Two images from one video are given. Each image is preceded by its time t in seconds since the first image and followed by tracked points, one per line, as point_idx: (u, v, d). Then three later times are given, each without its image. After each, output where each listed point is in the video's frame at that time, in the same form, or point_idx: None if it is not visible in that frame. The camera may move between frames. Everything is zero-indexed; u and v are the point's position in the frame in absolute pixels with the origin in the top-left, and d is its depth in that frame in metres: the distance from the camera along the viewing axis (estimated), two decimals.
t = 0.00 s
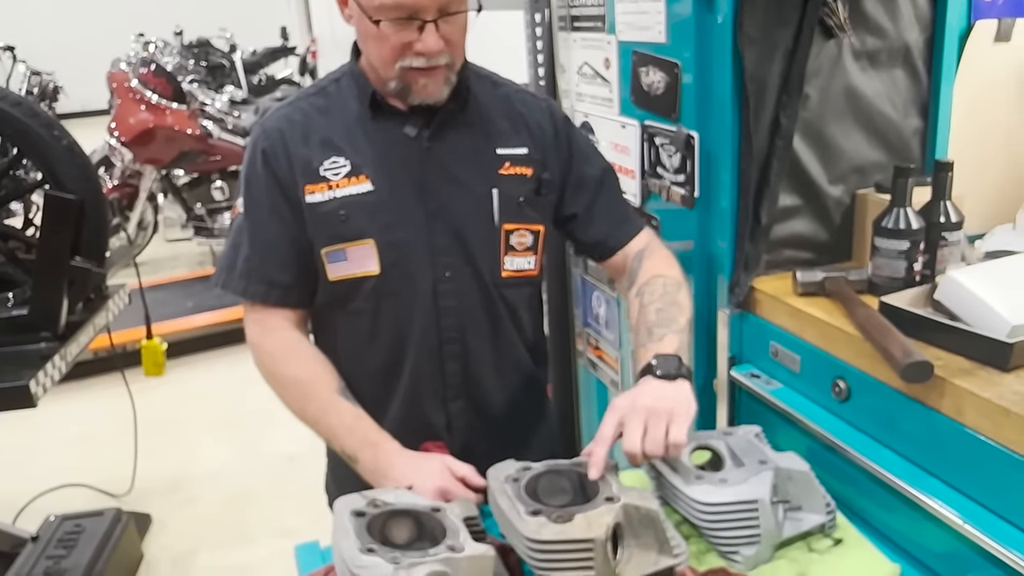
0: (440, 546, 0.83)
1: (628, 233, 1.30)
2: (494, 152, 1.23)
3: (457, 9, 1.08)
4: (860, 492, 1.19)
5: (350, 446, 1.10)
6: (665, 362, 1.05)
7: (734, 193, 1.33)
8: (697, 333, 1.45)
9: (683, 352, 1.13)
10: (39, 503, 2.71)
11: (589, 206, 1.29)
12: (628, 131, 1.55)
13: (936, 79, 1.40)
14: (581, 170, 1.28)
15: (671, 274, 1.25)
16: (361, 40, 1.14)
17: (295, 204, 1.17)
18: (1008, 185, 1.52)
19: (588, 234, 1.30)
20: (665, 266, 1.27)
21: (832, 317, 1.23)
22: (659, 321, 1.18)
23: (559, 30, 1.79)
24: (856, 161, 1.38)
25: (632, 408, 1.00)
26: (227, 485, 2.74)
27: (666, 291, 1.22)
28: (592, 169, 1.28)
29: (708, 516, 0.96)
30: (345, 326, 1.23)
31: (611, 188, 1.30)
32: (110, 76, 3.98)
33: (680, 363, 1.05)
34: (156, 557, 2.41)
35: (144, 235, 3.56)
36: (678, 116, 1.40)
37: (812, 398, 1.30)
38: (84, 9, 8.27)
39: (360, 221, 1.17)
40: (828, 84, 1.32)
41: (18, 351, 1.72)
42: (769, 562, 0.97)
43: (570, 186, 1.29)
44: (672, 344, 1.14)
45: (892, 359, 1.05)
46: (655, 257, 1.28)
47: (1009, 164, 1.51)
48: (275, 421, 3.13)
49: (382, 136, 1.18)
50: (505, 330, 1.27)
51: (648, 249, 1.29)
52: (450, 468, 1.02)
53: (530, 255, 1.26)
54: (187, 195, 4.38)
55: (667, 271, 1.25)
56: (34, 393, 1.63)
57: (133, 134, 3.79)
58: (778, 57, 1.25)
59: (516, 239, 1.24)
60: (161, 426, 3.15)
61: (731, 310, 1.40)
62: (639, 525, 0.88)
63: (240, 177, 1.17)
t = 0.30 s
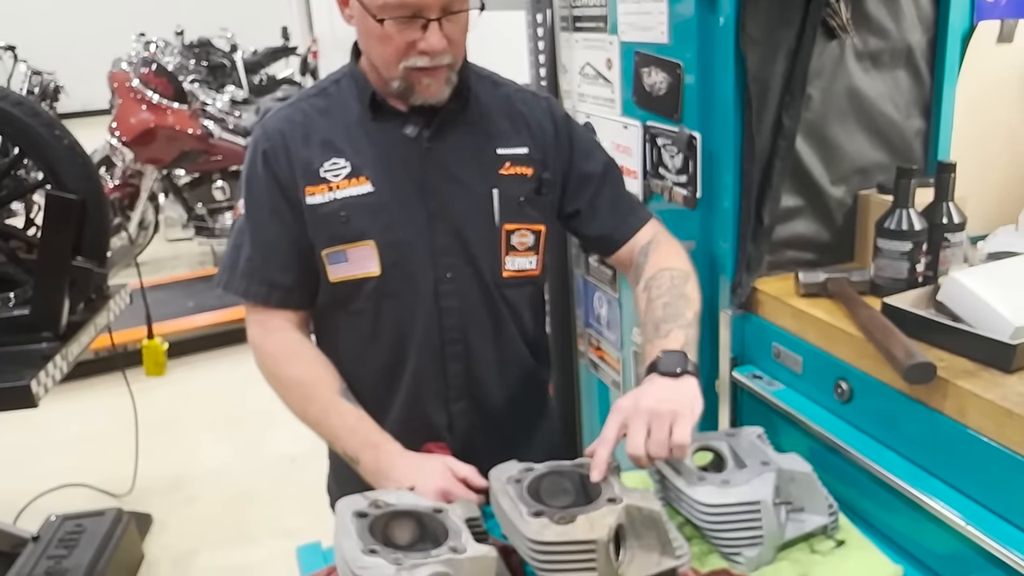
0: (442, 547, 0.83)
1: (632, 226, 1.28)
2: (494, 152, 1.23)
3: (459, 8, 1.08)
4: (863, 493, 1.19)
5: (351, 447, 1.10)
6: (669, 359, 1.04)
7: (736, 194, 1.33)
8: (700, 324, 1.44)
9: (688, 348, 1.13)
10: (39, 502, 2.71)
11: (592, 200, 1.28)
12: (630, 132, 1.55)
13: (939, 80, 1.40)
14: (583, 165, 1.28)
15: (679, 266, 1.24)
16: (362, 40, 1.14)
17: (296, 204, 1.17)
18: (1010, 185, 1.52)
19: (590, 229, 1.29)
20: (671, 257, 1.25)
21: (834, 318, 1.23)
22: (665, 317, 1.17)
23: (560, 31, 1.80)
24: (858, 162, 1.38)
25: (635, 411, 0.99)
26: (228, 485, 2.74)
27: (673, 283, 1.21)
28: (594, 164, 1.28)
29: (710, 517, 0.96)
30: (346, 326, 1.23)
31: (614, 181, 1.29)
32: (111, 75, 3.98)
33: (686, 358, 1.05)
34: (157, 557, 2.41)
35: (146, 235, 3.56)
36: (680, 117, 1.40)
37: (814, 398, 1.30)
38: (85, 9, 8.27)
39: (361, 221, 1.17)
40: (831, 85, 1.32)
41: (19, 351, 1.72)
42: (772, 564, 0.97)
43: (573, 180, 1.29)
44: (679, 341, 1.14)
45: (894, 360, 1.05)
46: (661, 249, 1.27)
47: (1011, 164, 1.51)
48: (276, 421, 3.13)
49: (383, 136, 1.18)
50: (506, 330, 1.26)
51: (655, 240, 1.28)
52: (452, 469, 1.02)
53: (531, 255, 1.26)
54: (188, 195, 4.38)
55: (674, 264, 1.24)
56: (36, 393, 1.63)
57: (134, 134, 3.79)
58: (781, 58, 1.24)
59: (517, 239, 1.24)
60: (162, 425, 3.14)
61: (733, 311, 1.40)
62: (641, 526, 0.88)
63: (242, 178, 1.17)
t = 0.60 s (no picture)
0: (443, 547, 0.83)
1: (633, 218, 1.28)
2: (493, 150, 1.23)
3: (453, 7, 1.08)
4: (864, 493, 1.18)
5: (351, 447, 1.10)
6: (671, 358, 1.04)
7: (737, 194, 1.33)
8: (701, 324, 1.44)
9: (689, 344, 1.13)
10: (39, 502, 2.71)
11: (591, 194, 1.28)
12: (631, 132, 1.55)
13: (939, 80, 1.40)
14: (582, 160, 1.27)
15: (681, 258, 1.22)
16: (359, 40, 1.15)
17: (295, 204, 1.17)
18: (1011, 185, 1.52)
19: (590, 223, 1.28)
20: (675, 249, 1.24)
21: (835, 318, 1.22)
22: (669, 312, 1.17)
23: (561, 31, 1.80)
24: (859, 162, 1.38)
25: (636, 411, 0.99)
26: (228, 485, 2.74)
27: (676, 278, 1.20)
28: (593, 158, 1.27)
29: (711, 517, 0.96)
30: (345, 325, 1.23)
31: (614, 174, 1.28)
32: (111, 75, 3.98)
33: (687, 355, 1.05)
34: (156, 557, 2.41)
35: (146, 235, 3.56)
36: (681, 117, 1.40)
37: (815, 398, 1.30)
38: (85, 9, 8.27)
39: (359, 220, 1.16)
40: (832, 85, 1.32)
41: (20, 351, 1.72)
42: (773, 564, 0.97)
43: (572, 176, 1.28)
44: (681, 338, 1.14)
45: (895, 360, 1.05)
46: (663, 242, 1.25)
47: (1012, 165, 1.51)
48: (275, 421, 3.12)
49: (382, 135, 1.18)
50: (505, 329, 1.26)
51: (656, 234, 1.27)
52: (451, 468, 1.02)
53: (531, 253, 1.25)
54: (188, 195, 4.37)
55: (677, 257, 1.23)
56: (36, 393, 1.63)
57: (134, 134, 3.79)
58: (782, 58, 1.24)
59: (516, 237, 1.24)
60: (162, 425, 3.14)
61: (734, 311, 1.40)
62: (642, 526, 0.88)
63: (241, 178, 1.17)
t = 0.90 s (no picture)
0: (442, 548, 0.83)
1: (632, 216, 1.28)
2: (490, 148, 1.23)
3: (448, 5, 1.08)
4: (862, 494, 1.19)
5: (349, 447, 1.10)
6: (668, 357, 1.04)
7: (736, 195, 1.33)
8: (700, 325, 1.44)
9: (687, 343, 1.14)
10: (38, 503, 2.71)
11: (589, 192, 1.28)
12: (630, 133, 1.55)
13: (939, 82, 1.40)
14: (579, 159, 1.27)
15: (680, 257, 1.23)
16: (355, 40, 1.15)
17: (293, 203, 1.17)
18: (1011, 185, 1.53)
19: (588, 221, 1.28)
20: (675, 247, 1.24)
21: (835, 319, 1.23)
22: (667, 311, 1.18)
23: (561, 32, 1.80)
24: (858, 163, 1.38)
25: (633, 411, 0.99)
26: (227, 486, 2.73)
27: (674, 275, 1.20)
28: (590, 155, 1.27)
29: (710, 518, 0.96)
30: (343, 325, 1.23)
31: (611, 171, 1.28)
32: (111, 76, 3.98)
33: (684, 354, 1.05)
34: (155, 557, 2.41)
35: (145, 235, 3.56)
36: (680, 118, 1.40)
37: (813, 399, 1.30)
38: (84, 9, 8.26)
39: (357, 219, 1.17)
40: (831, 86, 1.32)
41: (19, 351, 1.72)
42: (771, 565, 0.97)
43: (569, 173, 1.28)
44: (679, 336, 1.15)
45: (894, 361, 1.05)
46: (661, 240, 1.25)
47: (1010, 166, 1.52)
48: (274, 422, 3.12)
49: (379, 134, 1.18)
50: (504, 328, 1.26)
51: (654, 231, 1.27)
52: (449, 469, 1.02)
53: (529, 251, 1.25)
54: (187, 195, 4.36)
55: (676, 254, 1.23)
56: (34, 394, 1.63)
57: (134, 134, 3.79)
58: (781, 58, 1.25)
59: (514, 235, 1.24)
60: (160, 426, 3.14)
61: (733, 312, 1.40)
62: (641, 526, 0.88)
63: (238, 179, 1.17)
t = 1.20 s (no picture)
0: (441, 549, 0.83)
1: (631, 215, 1.27)
2: (488, 149, 1.23)
3: (443, 6, 1.08)
4: (861, 496, 1.19)
5: (348, 449, 1.10)
6: (665, 356, 1.05)
7: (735, 197, 1.33)
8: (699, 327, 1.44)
9: (685, 342, 1.14)
10: (38, 504, 2.71)
11: (587, 192, 1.28)
12: (630, 134, 1.55)
13: (938, 84, 1.40)
14: (577, 159, 1.27)
15: (679, 255, 1.23)
16: (351, 43, 1.15)
17: (292, 206, 1.17)
18: (1010, 187, 1.53)
19: (587, 221, 1.28)
20: (675, 246, 1.24)
21: (834, 321, 1.23)
22: (665, 310, 1.18)
23: (560, 34, 1.80)
24: (857, 165, 1.38)
25: (631, 411, 0.99)
26: (226, 487, 2.73)
27: (673, 275, 1.20)
28: (589, 155, 1.27)
29: (709, 520, 0.96)
30: (342, 327, 1.23)
31: (610, 171, 1.28)
32: (111, 77, 3.98)
33: (683, 352, 1.05)
34: (155, 558, 2.41)
35: (145, 237, 3.57)
36: (679, 120, 1.40)
37: (812, 401, 1.30)
38: (85, 10, 8.26)
39: (355, 222, 1.17)
40: (830, 88, 1.32)
41: (19, 352, 1.72)
42: (770, 566, 0.97)
43: (568, 174, 1.28)
44: (677, 335, 1.15)
45: (893, 363, 1.05)
46: (660, 239, 1.25)
47: (1010, 167, 1.52)
48: (273, 424, 3.12)
49: (377, 136, 1.18)
50: (502, 330, 1.26)
51: (654, 230, 1.27)
52: (449, 470, 1.02)
53: (528, 253, 1.25)
54: (187, 196, 4.37)
55: (675, 253, 1.23)
56: (35, 395, 1.64)
57: (134, 136, 3.78)
58: (780, 60, 1.25)
59: (513, 237, 1.24)
60: (160, 427, 3.14)
61: (732, 313, 1.40)
62: (639, 528, 0.88)
63: (237, 181, 1.18)
